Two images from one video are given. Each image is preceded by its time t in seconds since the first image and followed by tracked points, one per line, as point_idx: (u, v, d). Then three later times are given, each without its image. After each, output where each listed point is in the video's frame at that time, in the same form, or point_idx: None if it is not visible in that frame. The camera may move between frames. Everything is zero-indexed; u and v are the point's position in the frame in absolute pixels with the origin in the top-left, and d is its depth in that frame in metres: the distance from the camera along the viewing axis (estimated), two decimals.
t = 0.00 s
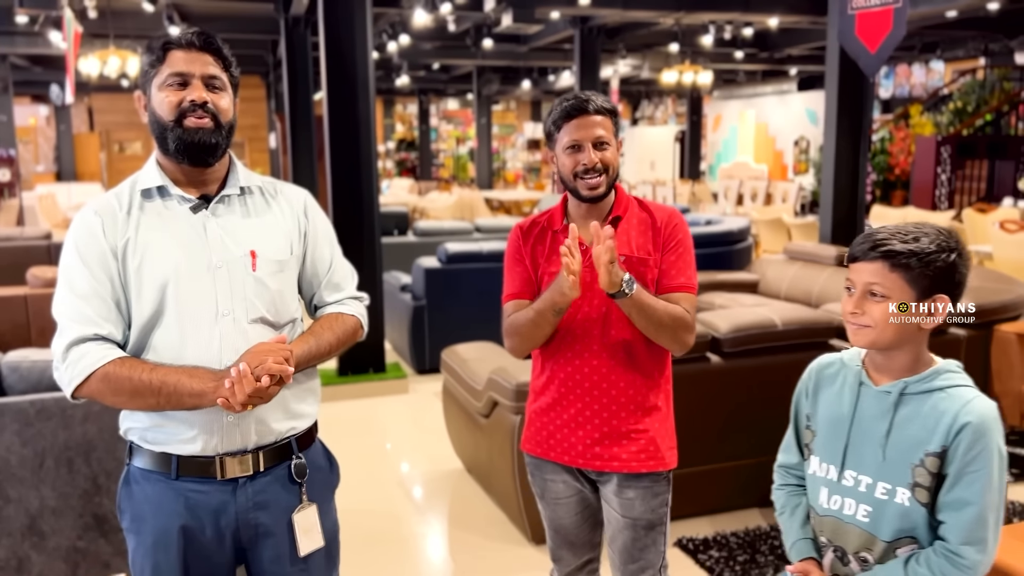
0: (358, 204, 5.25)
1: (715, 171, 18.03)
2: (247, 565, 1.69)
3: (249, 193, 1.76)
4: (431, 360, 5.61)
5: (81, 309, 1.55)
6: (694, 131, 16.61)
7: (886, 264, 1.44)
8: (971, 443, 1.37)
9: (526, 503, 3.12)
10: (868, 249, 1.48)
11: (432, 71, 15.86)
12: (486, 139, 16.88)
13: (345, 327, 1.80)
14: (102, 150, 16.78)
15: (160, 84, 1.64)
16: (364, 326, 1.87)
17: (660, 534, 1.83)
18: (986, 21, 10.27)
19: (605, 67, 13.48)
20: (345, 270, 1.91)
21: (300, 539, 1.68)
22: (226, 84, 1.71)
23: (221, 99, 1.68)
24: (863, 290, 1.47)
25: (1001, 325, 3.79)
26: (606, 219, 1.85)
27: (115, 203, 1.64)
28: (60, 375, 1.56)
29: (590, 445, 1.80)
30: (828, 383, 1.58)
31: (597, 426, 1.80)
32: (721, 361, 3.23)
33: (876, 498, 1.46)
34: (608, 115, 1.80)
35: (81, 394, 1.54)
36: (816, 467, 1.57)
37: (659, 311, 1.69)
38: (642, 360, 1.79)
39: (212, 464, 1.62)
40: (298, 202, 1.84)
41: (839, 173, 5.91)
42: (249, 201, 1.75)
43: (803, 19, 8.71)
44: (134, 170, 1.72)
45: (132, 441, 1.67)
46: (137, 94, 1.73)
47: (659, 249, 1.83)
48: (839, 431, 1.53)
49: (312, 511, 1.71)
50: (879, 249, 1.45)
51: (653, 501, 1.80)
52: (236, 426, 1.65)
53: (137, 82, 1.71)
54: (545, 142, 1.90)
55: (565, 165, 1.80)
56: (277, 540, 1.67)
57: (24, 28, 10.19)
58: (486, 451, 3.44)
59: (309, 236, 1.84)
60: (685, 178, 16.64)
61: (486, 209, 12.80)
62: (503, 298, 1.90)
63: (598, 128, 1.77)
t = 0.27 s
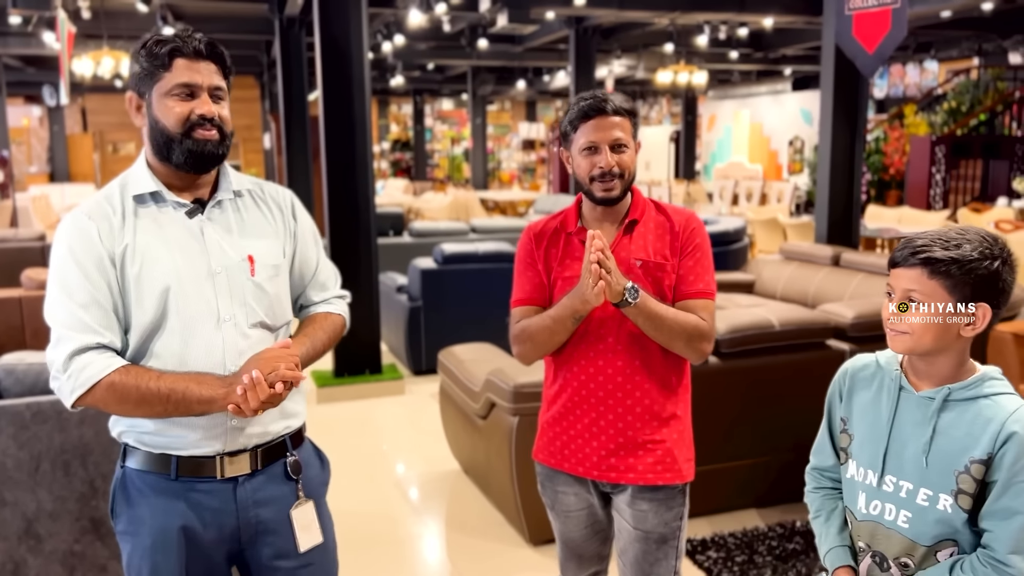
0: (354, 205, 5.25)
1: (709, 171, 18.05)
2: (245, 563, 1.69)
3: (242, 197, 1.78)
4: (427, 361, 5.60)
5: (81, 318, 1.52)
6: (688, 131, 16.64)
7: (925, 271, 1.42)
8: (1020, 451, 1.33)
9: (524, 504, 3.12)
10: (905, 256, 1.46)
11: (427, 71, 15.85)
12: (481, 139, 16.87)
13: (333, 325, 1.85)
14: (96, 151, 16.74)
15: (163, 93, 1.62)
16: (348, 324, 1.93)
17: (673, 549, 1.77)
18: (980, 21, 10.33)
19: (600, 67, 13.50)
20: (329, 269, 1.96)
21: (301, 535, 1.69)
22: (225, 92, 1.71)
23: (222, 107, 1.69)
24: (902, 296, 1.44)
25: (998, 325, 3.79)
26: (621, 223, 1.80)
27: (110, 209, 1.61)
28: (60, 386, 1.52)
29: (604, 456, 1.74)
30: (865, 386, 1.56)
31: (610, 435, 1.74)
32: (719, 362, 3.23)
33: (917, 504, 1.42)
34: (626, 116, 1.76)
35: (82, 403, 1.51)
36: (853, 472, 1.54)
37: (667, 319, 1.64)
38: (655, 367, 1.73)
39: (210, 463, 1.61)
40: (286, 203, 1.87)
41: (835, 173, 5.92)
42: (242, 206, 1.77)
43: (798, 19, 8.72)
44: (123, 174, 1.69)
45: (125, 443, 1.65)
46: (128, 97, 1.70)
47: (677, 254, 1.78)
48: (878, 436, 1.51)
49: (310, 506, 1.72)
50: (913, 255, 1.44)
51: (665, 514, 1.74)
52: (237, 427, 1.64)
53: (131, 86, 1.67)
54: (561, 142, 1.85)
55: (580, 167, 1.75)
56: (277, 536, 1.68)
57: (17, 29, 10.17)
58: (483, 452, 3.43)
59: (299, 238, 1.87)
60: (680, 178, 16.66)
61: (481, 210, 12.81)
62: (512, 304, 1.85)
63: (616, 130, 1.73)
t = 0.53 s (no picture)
0: (349, 205, 5.22)
1: (704, 171, 18.05)
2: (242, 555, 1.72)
3: (232, 199, 1.80)
4: (422, 362, 5.57)
5: (86, 329, 1.50)
6: (683, 131, 16.65)
7: (929, 271, 1.41)
8: None
9: (520, 505, 3.11)
10: (909, 257, 1.45)
11: (421, 71, 15.82)
12: (476, 139, 16.84)
13: (316, 319, 1.91)
14: (88, 152, 16.65)
15: (173, 104, 1.59)
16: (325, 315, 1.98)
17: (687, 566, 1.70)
18: (974, 21, 10.37)
19: (594, 67, 13.49)
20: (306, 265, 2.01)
21: (299, 524, 1.73)
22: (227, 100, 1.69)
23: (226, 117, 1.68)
24: (905, 296, 1.43)
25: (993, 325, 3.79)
26: (638, 226, 1.75)
27: (107, 216, 1.59)
28: (66, 398, 1.49)
29: (619, 469, 1.68)
30: (872, 388, 1.55)
31: (628, 445, 1.68)
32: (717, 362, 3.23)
33: (931, 506, 1.41)
34: (648, 118, 1.69)
35: (87, 414, 1.49)
36: (866, 476, 1.53)
37: (688, 316, 1.60)
38: (672, 374, 1.67)
39: (210, 460, 1.63)
40: (269, 202, 1.90)
41: (830, 173, 5.92)
42: (233, 209, 1.79)
43: (792, 19, 8.72)
44: (112, 178, 1.66)
45: (120, 443, 1.65)
46: (124, 102, 1.64)
47: (695, 255, 1.73)
48: (889, 439, 1.49)
49: (306, 497, 1.76)
50: (918, 256, 1.43)
51: (681, 534, 1.68)
52: (237, 424, 1.67)
53: (128, 91, 1.61)
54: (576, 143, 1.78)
55: (596, 169, 1.68)
56: (276, 527, 1.71)
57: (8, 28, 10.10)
58: (479, 454, 3.42)
59: (283, 237, 1.91)
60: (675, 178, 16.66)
61: (476, 210, 12.78)
62: (527, 309, 1.79)
63: (636, 132, 1.66)
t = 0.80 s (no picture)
0: (343, 206, 5.20)
1: (698, 171, 18.05)
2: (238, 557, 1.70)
3: (231, 198, 1.77)
4: (417, 363, 5.54)
5: (86, 335, 1.47)
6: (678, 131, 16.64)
7: (906, 273, 1.44)
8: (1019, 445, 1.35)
9: (516, 508, 3.08)
10: (886, 259, 1.47)
11: (416, 71, 15.79)
12: (471, 139, 16.81)
13: (316, 316, 1.88)
14: (81, 151, 16.59)
15: (167, 107, 1.56)
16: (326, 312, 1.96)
17: None
18: (969, 22, 10.38)
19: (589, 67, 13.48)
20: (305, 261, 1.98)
21: (296, 523, 1.70)
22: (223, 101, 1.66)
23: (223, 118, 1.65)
24: (884, 298, 1.46)
25: (990, 326, 3.79)
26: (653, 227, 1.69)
27: (107, 220, 1.55)
28: (66, 404, 1.46)
29: (627, 479, 1.62)
30: (856, 396, 1.58)
31: (636, 455, 1.62)
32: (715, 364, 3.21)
33: (925, 511, 1.43)
34: (656, 114, 1.64)
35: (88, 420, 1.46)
36: (855, 484, 1.55)
37: (717, 307, 1.50)
38: (689, 380, 1.60)
39: (209, 459, 1.61)
40: (268, 200, 1.86)
41: (825, 173, 5.91)
42: (232, 209, 1.76)
43: (787, 19, 8.71)
44: (110, 179, 1.62)
45: (117, 442, 1.61)
46: (118, 104, 1.60)
47: (712, 257, 1.66)
48: (877, 446, 1.52)
49: (304, 497, 1.73)
50: (896, 258, 1.45)
51: (691, 547, 1.62)
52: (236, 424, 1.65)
53: (123, 92, 1.58)
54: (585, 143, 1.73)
55: (606, 170, 1.64)
56: (272, 525, 1.69)
57: None
58: (473, 455, 3.39)
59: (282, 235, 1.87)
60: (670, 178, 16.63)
61: (470, 210, 12.74)
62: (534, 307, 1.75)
63: (645, 126, 1.61)
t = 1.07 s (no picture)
0: (337, 206, 5.15)
1: (695, 171, 18.02)
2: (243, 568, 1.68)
3: (244, 197, 1.75)
4: (412, 364, 5.50)
5: (84, 329, 1.49)
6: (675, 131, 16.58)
7: (878, 277, 1.38)
8: (986, 448, 1.32)
9: (511, 514, 3.05)
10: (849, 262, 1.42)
11: (412, 70, 15.74)
12: (467, 139, 16.75)
13: (335, 321, 1.83)
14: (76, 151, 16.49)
15: (168, 102, 1.56)
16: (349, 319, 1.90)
17: None
18: (966, 21, 10.37)
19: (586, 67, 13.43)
20: (330, 264, 1.93)
21: (301, 537, 1.69)
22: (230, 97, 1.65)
23: (228, 114, 1.63)
24: (852, 306, 1.40)
25: (988, 327, 3.77)
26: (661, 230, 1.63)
27: (110, 216, 1.57)
28: (63, 396, 1.50)
29: (628, 493, 1.58)
30: (816, 406, 1.50)
31: (638, 470, 1.58)
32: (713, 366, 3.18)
33: (895, 522, 1.38)
34: (668, 109, 1.60)
35: (85, 413, 1.49)
36: (819, 497, 1.48)
37: (730, 320, 1.46)
38: (694, 390, 1.56)
39: (215, 463, 1.62)
40: (286, 199, 1.84)
41: (822, 173, 5.88)
42: (243, 207, 1.74)
43: (784, 18, 8.69)
44: (120, 176, 1.65)
45: (129, 439, 1.65)
46: (127, 100, 1.62)
47: (722, 265, 1.61)
48: (840, 456, 1.45)
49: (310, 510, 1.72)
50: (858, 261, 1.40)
51: (700, 562, 1.59)
52: (243, 429, 1.64)
53: (131, 87, 1.60)
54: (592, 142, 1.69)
55: (613, 165, 1.59)
56: (277, 535, 1.67)
57: None
58: (468, 458, 3.35)
59: (298, 234, 1.84)
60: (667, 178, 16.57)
61: (467, 210, 12.68)
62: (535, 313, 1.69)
63: (654, 122, 1.57)
